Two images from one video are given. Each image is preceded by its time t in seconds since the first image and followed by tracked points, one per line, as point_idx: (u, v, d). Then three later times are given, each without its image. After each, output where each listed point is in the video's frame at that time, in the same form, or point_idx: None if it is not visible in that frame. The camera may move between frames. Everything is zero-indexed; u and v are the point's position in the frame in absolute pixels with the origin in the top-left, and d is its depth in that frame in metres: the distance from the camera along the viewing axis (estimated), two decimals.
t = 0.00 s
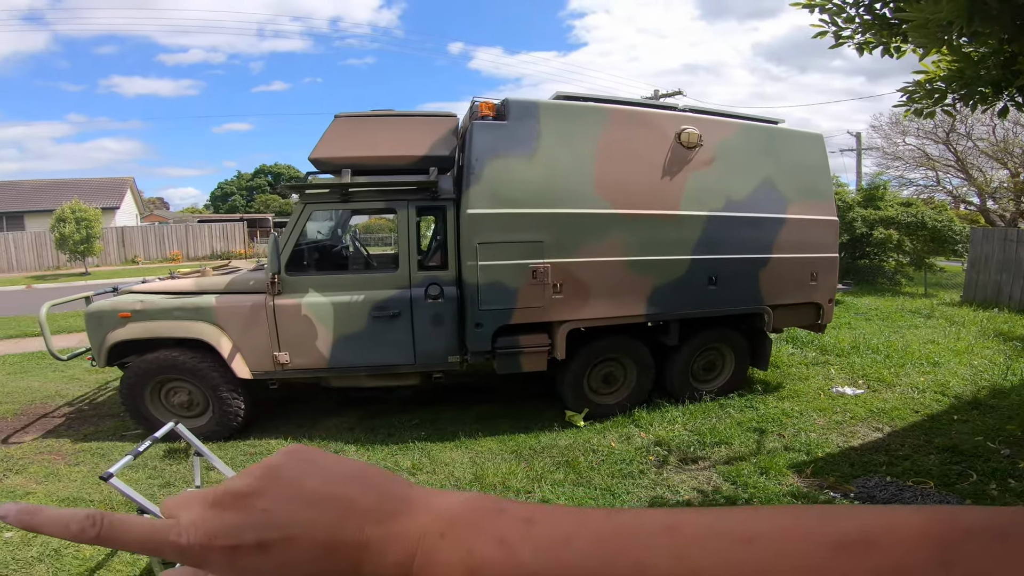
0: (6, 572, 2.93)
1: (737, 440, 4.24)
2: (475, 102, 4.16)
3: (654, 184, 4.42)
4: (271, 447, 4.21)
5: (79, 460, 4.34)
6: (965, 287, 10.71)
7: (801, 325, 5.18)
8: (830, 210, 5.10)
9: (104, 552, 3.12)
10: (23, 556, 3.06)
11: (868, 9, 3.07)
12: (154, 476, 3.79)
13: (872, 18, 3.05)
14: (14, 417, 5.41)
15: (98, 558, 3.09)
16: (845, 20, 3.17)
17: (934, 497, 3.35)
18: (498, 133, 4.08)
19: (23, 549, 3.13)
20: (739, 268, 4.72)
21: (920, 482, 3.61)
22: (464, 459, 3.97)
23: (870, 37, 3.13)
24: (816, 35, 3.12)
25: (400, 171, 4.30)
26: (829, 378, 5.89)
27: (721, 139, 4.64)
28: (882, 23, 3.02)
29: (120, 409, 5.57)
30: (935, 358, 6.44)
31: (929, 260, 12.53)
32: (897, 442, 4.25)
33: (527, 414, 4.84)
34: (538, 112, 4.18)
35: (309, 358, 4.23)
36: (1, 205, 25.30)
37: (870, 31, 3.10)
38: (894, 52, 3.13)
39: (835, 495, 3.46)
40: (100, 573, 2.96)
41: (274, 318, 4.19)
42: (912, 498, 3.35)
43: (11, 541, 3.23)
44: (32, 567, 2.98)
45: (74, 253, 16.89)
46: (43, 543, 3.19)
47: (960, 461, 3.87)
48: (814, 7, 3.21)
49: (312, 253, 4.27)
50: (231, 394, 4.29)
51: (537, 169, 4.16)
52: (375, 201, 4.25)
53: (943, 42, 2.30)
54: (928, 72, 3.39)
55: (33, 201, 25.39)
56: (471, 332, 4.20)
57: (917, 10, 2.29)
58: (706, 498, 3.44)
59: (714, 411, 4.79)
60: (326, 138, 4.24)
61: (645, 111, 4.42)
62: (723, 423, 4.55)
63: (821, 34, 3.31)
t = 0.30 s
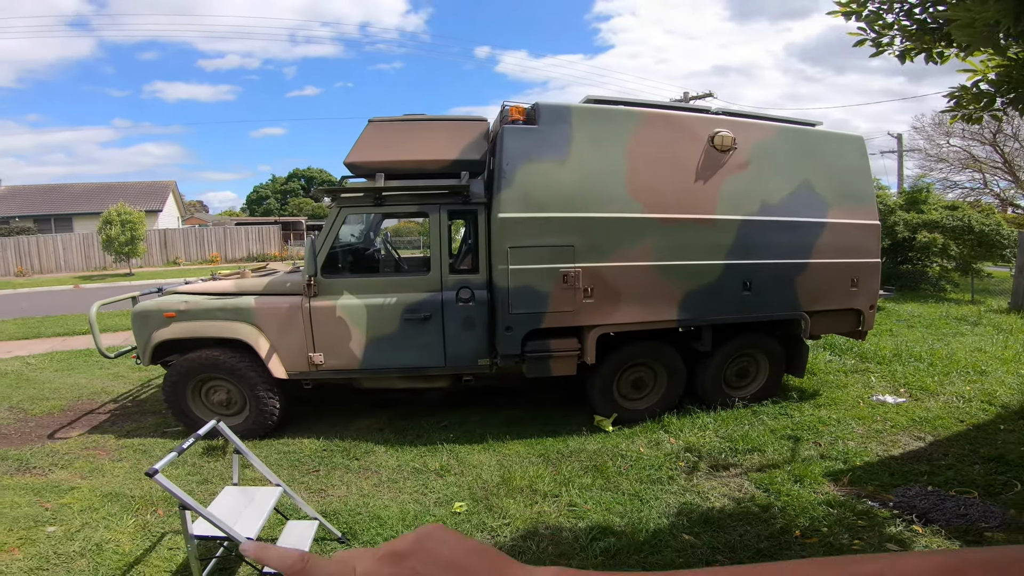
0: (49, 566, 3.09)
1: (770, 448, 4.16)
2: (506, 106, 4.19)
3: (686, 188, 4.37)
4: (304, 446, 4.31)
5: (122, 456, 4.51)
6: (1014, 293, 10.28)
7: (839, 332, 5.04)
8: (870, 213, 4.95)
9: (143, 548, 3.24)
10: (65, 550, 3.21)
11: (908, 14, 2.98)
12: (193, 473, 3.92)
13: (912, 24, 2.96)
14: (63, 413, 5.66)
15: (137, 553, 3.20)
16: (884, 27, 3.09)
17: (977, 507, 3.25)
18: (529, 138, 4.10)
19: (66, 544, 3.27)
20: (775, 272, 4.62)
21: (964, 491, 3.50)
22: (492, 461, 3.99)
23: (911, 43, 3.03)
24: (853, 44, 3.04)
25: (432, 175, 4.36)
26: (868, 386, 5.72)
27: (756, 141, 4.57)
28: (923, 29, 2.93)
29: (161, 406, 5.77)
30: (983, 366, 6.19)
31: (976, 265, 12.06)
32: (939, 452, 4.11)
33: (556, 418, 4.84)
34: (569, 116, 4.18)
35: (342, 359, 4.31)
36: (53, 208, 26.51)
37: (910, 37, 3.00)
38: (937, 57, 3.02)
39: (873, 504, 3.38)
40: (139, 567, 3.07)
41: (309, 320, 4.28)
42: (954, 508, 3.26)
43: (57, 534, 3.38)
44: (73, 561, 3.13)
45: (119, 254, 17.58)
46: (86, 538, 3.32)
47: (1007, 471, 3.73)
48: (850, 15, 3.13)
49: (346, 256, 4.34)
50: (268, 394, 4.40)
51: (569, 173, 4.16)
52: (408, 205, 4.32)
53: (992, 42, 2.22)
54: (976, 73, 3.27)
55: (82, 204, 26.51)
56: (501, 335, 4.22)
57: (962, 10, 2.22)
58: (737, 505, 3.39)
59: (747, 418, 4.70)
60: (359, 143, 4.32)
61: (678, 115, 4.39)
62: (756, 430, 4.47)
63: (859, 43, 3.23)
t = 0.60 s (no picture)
0: (60, 563, 3.13)
1: (783, 451, 4.11)
2: (517, 107, 4.18)
3: (699, 188, 4.34)
4: (313, 444, 4.33)
5: (134, 453, 4.56)
6: None
7: (855, 335, 4.98)
8: (887, 214, 4.88)
9: (152, 545, 3.27)
10: (76, 547, 3.24)
11: (924, 16, 2.93)
12: (204, 470, 3.95)
13: (929, 24, 2.91)
14: (77, 410, 5.74)
15: (147, 550, 3.23)
16: (899, 30, 3.04)
17: (993, 511, 3.20)
18: (540, 138, 4.08)
19: (77, 541, 3.31)
20: (788, 274, 4.57)
21: (980, 496, 3.45)
22: (501, 462, 3.98)
23: (927, 46, 2.98)
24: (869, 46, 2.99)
25: (443, 175, 4.36)
26: (883, 390, 5.64)
27: (770, 142, 4.52)
28: (941, 29, 2.87)
29: (173, 403, 5.82)
30: (1001, 370, 6.08)
31: (994, 268, 11.87)
32: (956, 456, 4.05)
33: (566, 419, 4.82)
34: (581, 116, 4.17)
35: (353, 358, 4.32)
36: (70, 207, 26.94)
37: (928, 39, 2.95)
38: (955, 61, 2.97)
39: (886, 508, 3.33)
40: (149, 565, 3.09)
41: (320, 319, 4.30)
42: (970, 512, 3.20)
43: (69, 530, 3.42)
44: (84, 558, 3.16)
45: (135, 253, 17.82)
46: (96, 535, 3.36)
47: None
48: (865, 17, 3.07)
49: (357, 255, 4.36)
50: (279, 392, 4.42)
51: (580, 173, 4.14)
52: (418, 204, 4.33)
53: (1011, 42, 2.18)
54: (994, 75, 3.22)
55: (98, 203, 26.90)
56: (512, 335, 4.21)
57: (981, 8, 2.18)
58: (748, 508, 3.36)
59: (759, 421, 4.65)
60: (371, 143, 4.33)
61: (690, 114, 4.35)
62: (768, 433, 4.42)
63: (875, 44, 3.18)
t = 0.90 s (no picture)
0: (67, 559, 3.14)
1: (791, 451, 4.07)
2: (525, 103, 4.15)
3: (708, 186, 4.30)
4: (320, 441, 4.33)
5: (141, 449, 4.58)
6: None
7: (865, 334, 4.92)
8: (898, 213, 4.83)
9: (158, 541, 3.28)
10: (83, 543, 3.26)
11: (940, 8, 2.88)
12: (210, 466, 3.97)
13: (945, 17, 2.86)
14: (86, 405, 5.77)
15: (153, 546, 3.24)
16: (915, 21, 2.99)
17: (1004, 513, 3.16)
18: (548, 134, 4.06)
19: (84, 537, 3.33)
20: (798, 273, 4.53)
21: (991, 497, 3.41)
22: (507, 460, 3.97)
23: (943, 38, 2.93)
24: (882, 38, 2.95)
25: (450, 171, 4.34)
26: (893, 390, 5.58)
27: (781, 139, 4.47)
28: (957, 22, 2.82)
29: (181, 400, 5.85)
30: (1013, 371, 6.01)
31: (1006, 268, 11.73)
32: (967, 457, 4.00)
33: (573, 417, 4.80)
34: (589, 113, 4.14)
35: (360, 355, 4.32)
36: (80, 204, 27.16)
37: (943, 31, 2.90)
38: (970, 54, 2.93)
39: (896, 509, 3.30)
40: (154, 561, 3.10)
41: (327, 315, 4.30)
42: (981, 513, 3.16)
43: (75, 526, 3.44)
44: (90, 554, 3.18)
45: (144, 249, 17.95)
46: (103, 531, 3.37)
47: None
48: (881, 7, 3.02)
49: (364, 252, 4.35)
50: (285, 388, 4.43)
51: (588, 170, 4.11)
52: (425, 201, 4.30)
53: None
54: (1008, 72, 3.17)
55: (107, 200, 27.09)
56: (518, 333, 4.19)
57: (999, 3, 2.14)
58: (755, 508, 3.33)
59: (767, 421, 4.61)
60: (378, 139, 4.32)
61: (700, 111, 4.31)
62: (777, 433, 4.38)
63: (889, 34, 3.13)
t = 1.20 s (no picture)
0: (58, 557, 3.14)
1: (785, 450, 4.08)
2: (519, 102, 4.14)
3: (703, 185, 4.30)
4: (314, 440, 4.33)
5: (135, 448, 4.58)
6: None
7: (861, 334, 4.93)
8: (894, 213, 4.83)
9: (150, 540, 3.28)
10: (74, 541, 3.25)
11: (937, 4, 2.88)
12: (203, 465, 3.96)
13: (941, 13, 2.85)
14: (81, 404, 5.77)
15: (145, 545, 3.24)
16: (911, 17, 2.99)
17: (997, 513, 3.16)
18: (543, 133, 4.05)
19: (76, 535, 3.32)
20: (793, 272, 4.53)
21: (984, 498, 3.41)
22: (501, 459, 3.96)
23: (939, 34, 2.93)
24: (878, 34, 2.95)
25: (445, 170, 4.34)
26: (888, 390, 5.59)
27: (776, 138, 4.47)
28: (953, 19, 2.82)
29: (176, 398, 5.84)
30: (1009, 371, 6.02)
31: (1003, 268, 11.75)
32: (961, 457, 4.00)
33: (567, 416, 4.80)
34: (584, 112, 4.13)
35: (354, 353, 4.32)
36: (78, 202, 27.13)
37: (939, 28, 2.90)
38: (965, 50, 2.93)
39: (889, 509, 3.30)
40: (146, 559, 3.10)
41: (321, 314, 4.29)
42: (974, 514, 3.16)
43: (68, 524, 3.43)
44: (82, 552, 3.17)
45: (141, 248, 17.92)
46: (95, 529, 3.36)
47: None
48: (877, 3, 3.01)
49: (359, 250, 4.35)
50: (279, 387, 4.43)
51: (583, 169, 4.11)
52: (420, 199, 4.29)
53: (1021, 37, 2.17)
54: (1003, 69, 3.18)
55: (105, 198, 27.05)
56: (513, 332, 4.19)
57: (992, 2, 2.14)
58: (748, 508, 3.33)
59: (762, 420, 4.61)
60: (373, 138, 4.32)
61: (695, 110, 4.31)
62: (771, 432, 4.39)
63: (885, 30, 3.12)
